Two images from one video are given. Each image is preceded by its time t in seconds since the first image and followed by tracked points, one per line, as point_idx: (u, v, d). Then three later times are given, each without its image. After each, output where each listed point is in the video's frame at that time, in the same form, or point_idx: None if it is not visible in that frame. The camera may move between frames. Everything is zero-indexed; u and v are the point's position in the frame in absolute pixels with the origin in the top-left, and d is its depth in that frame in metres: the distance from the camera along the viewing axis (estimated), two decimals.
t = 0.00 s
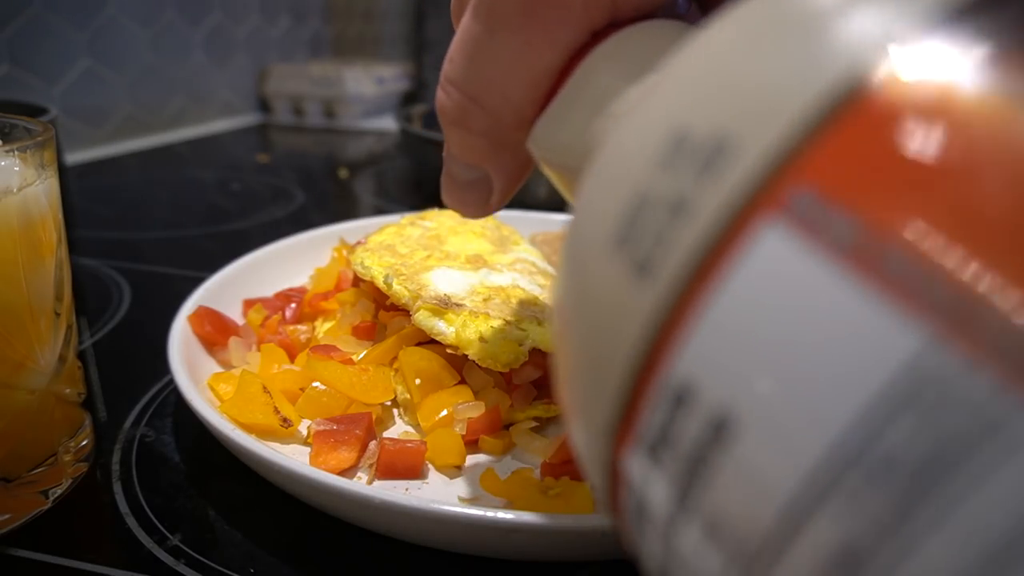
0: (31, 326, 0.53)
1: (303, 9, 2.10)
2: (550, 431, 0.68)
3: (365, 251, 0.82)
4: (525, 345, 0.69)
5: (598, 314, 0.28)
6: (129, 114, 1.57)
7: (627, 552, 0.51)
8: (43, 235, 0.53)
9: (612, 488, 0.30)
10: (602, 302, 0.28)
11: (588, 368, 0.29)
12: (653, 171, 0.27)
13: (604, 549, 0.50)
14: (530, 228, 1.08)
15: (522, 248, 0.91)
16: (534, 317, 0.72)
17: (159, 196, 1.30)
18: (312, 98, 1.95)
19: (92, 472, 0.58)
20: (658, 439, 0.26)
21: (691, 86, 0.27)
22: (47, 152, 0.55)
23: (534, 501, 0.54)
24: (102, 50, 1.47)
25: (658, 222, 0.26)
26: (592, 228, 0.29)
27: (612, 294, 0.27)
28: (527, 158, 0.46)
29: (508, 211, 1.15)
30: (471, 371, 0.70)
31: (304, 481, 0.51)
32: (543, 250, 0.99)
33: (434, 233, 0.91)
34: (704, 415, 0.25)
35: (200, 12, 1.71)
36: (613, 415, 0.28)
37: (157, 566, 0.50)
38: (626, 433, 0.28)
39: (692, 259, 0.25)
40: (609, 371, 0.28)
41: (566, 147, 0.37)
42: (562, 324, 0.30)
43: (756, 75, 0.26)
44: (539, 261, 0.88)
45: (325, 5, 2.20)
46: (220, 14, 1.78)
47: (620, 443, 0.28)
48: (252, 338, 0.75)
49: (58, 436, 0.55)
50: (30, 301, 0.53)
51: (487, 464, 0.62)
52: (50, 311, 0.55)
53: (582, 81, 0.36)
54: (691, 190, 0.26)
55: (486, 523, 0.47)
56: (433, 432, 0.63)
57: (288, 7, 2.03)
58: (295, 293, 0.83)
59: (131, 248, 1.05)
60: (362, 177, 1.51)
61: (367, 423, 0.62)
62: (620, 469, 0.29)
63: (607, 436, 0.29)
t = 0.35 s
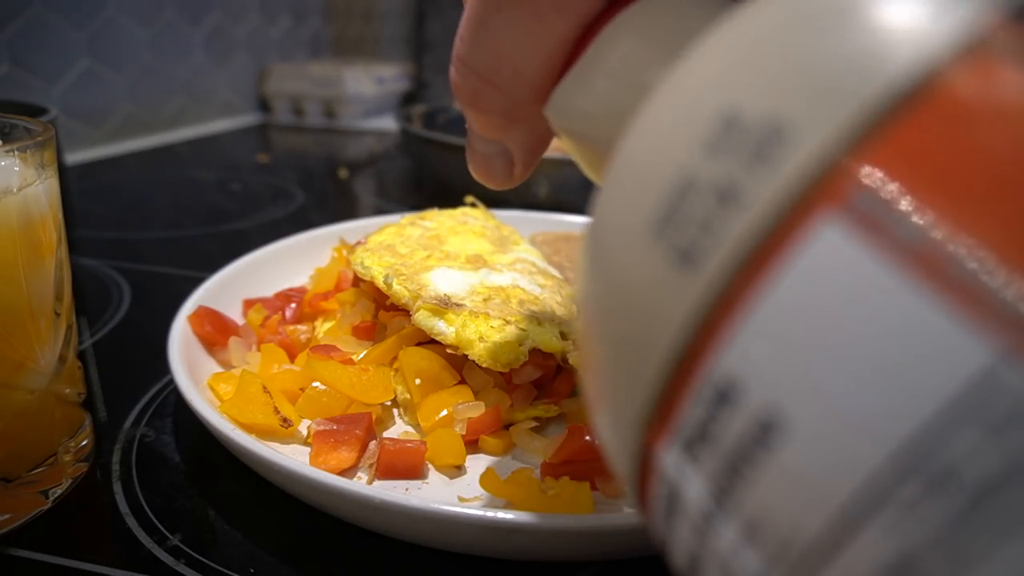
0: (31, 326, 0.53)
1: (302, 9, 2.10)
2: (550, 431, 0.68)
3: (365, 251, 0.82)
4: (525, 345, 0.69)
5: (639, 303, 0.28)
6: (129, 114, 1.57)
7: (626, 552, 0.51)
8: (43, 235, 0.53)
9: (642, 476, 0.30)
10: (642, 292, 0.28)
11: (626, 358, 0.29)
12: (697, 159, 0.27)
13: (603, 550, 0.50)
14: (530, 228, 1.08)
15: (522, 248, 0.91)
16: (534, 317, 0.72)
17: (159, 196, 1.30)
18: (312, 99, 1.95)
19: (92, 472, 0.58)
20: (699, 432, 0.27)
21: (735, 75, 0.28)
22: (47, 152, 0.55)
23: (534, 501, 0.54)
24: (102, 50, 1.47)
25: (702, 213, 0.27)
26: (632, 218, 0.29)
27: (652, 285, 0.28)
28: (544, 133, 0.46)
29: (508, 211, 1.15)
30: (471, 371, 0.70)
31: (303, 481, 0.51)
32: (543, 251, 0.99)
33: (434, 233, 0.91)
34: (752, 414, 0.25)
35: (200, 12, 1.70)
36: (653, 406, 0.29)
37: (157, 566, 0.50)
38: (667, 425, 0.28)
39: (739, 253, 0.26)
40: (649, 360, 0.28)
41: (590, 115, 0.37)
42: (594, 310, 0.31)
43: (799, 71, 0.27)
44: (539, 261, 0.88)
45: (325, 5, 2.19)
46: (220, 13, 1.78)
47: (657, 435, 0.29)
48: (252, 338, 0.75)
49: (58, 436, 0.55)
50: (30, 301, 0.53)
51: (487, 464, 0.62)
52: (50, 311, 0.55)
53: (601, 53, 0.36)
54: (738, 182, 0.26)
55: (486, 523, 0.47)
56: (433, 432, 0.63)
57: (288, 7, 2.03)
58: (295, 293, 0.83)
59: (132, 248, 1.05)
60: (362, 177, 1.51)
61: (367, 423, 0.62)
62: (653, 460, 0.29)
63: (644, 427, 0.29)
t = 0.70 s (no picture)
0: (31, 326, 0.53)
1: (303, 9, 2.10)
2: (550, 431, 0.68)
3: (365, 251, 0.82)
4: (525, 345, 0.69)
5: (729, 230, 0.28)
6: (129, 114, 1.57)
7: (626, 552, 0.51)
8: (43, 235, 0.53)
9: (724, 402, 0.30)
10: (733, 218, 0.28)
11: (714, 283, 0.29)
12: (795, 86, 0.28)
13: (603, 550, 0.50)
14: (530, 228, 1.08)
15: (522, 248, 0.91)
16: (534, 318, 0.72)
17: (159, 196, 1.30)
18: (312, 99, 1.95)
19: (92, 472, 0.58)
20: (803, 345, 0.27)
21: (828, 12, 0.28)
22: (48, 152, 0.55)
23: (533, 501, 0.54)
24: (102, 50, 1.46)
25: (802, 135, 0.27)
26: (718, 148, 0.29)
27: (748, 209, 0.28)
28: (582, 101, 0.47)
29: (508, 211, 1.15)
30: (472, 371, 0.70)
31: (303, 481, 0.51)
32: (543, 251, 0.99)
33: (434, 233, 0.91)
34: (864, 319, 0.25)
35: (200, 11, 1.70)
36: (745, 324, 0.28)
37: (157, 566, 0.50)
38: (761, 342, 0.28)
39: (841, 172, 0.26)
40: (739, 285, 0.28)
41: (633, 83, 0.37)
42: (674, 244, 0.30)
43: (890, 6, 0.27)
44: (539, 261, 0.88)
45: (325, 4, 2.19)
46: (220, 14, 1.78)
47: (748, 354, 0.28)
48: (252, 338, 0.75)
49: (58, 435, 0.55)
50: (30, 301, 0.53)
51: (487, 464, 0.62)
52: (50, 311, 0.55)
53: (646, 30, 0.37)
54: (844, 103, 0.27)
55: (486, 523, 0.47)
56: (433, 432, 0.63)
57: (288, 7, 2.03)
58: (295, 293, 0.83)
59: (132, 248, 1.05)
60: (362, 177, 1.51)
61: (367, 423, 0.62)
62: (744, 382, 0.29)
63: (729, 351, 0.29)
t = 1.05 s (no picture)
0: (31, 326, 0.53)
1: (303, 8, 2.10)
2: (549, 432, 0.68)
3: (365, 251, 0.83)
4: (525, 345, 0.69)
5: None
6: (130, 114, 1.57)
7: (625, 553, 0.51)
8: (43, 235, 0.53)
9: None
10: None
11: None
12: None
13: (603, 550, 0.50)
14: (530, 228, 1.08)
15: (522, 248, 0.91)
16: (534, 318, 0.72)
17: (159, 197, 1.30)
18: (312, 99, 1.95)
19: (92, 472, 0.58)
20: None
21: None
22: (47, 153, 0.55)
23: (533, 501, 0.54)
24: (103, 50, 1.46)
25: None
26: None
27: None
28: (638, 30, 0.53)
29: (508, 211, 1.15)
30: (471, 371, 0.70)
31: (303, 481, 0.51)
32: (543, 250, 0.99)
33: (434, 233, 0.91)
34: None
35: (200, 11, 1.70)
36: None
37: (157, 566, 0.50)
38: None
39: None
40: None
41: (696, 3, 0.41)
42: None
43: None
44: (539, 261, 0.88)
45: (325, 4, 2.20)
46: (220, 13, 1.78)
47: None
48: (252, 338, 0.75)
49: (58, 436, 0.55)
50: (30, 301, 0.53)
51: (487, 464, 0.62)
52: (50, 311, 0.55)
53: None
54: None
55: (485, 523, 0.47)
56: (433, 432, 0.63)
57: (288, 7, 2.03)
58: (295, 293, 0.83)
59: (132, 249, 1.05)
60: (362, 177, 1.51)
61: (367, 423, 0.62)
62: None
63: None
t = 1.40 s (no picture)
0: (31, 326, 0.53)
1: (303, 8, 2.10)
2: (549, 432, 0.68)
3: (365, 251, 0.83)
4: (525, 345, 0.69)
5: None
6: (130, 114, 1.57)
7: (625, 552, 0.51)
8: (43, 235, 0.53)
9: None
10: None
11: None
12: None
13: (603, 550, 0.50)
14: (530, 227, 1.08)
15: (522, 248, 0.91)
16: (534, 317, 0.72)
17: (159, 197, 1.29)
18: (312, 99, 1.95)
19: (92, 472, 0.58)
20: None
21: None
22: (48, 153, 0.55)
23: (533, 501, 0.54)
24: (103, 50, 1.46)
25: None
26: None
27: None
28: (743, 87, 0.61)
29: (508, 211, 1.15)
30: (471, 371, 0.70)
31: (303, 481, 0.51)
32: (543, 251, 0.99)
33: (434, 233, 0.91)
34: None
35: (200, 11, 1.70)
36: None
37: (157, 566, 0.50)
38: None
39: None
40: None
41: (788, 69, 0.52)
42: None
43: None
44: (539, 261, 0.88)
45: (325, 4, 2.20)
46: (220, 13, 1.78)
47: None
48: (252, 338, 0.75)
49: (58, 436, 0.55)
50: (30, 302, 0.53)
51: (487, 464, 0.62)
52: (49, 311, 0.55)
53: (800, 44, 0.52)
54: None
55: (485, 523, 0.47)
56: (433, 432, 0.63)
57: (288, 7, 2.03)
58: (294, 293, 0.83)
59: (132, 249, 1.05)
60: (363, 177, 1.51)
61: (367, 423, 0.62)
62: None
63: None
